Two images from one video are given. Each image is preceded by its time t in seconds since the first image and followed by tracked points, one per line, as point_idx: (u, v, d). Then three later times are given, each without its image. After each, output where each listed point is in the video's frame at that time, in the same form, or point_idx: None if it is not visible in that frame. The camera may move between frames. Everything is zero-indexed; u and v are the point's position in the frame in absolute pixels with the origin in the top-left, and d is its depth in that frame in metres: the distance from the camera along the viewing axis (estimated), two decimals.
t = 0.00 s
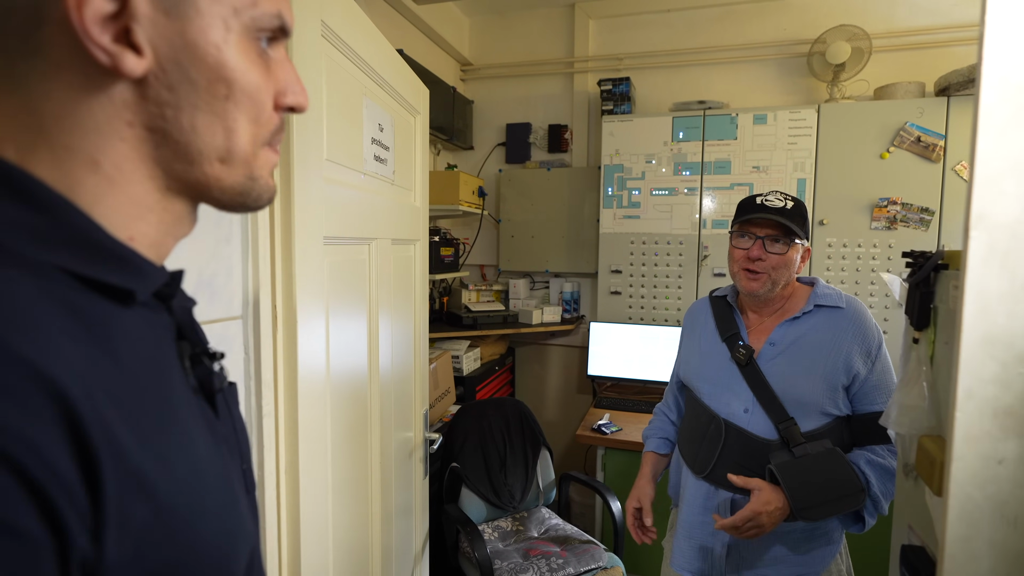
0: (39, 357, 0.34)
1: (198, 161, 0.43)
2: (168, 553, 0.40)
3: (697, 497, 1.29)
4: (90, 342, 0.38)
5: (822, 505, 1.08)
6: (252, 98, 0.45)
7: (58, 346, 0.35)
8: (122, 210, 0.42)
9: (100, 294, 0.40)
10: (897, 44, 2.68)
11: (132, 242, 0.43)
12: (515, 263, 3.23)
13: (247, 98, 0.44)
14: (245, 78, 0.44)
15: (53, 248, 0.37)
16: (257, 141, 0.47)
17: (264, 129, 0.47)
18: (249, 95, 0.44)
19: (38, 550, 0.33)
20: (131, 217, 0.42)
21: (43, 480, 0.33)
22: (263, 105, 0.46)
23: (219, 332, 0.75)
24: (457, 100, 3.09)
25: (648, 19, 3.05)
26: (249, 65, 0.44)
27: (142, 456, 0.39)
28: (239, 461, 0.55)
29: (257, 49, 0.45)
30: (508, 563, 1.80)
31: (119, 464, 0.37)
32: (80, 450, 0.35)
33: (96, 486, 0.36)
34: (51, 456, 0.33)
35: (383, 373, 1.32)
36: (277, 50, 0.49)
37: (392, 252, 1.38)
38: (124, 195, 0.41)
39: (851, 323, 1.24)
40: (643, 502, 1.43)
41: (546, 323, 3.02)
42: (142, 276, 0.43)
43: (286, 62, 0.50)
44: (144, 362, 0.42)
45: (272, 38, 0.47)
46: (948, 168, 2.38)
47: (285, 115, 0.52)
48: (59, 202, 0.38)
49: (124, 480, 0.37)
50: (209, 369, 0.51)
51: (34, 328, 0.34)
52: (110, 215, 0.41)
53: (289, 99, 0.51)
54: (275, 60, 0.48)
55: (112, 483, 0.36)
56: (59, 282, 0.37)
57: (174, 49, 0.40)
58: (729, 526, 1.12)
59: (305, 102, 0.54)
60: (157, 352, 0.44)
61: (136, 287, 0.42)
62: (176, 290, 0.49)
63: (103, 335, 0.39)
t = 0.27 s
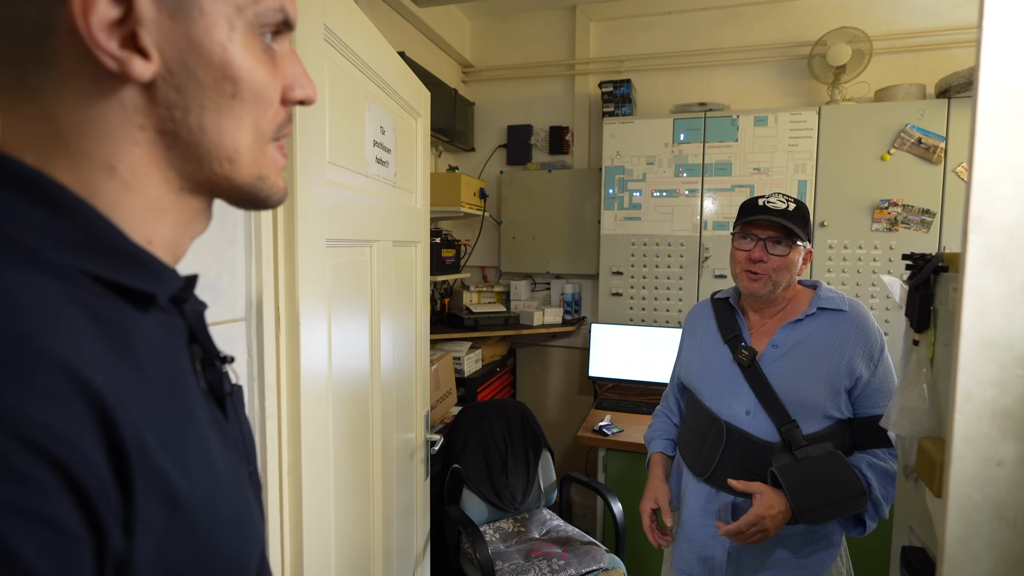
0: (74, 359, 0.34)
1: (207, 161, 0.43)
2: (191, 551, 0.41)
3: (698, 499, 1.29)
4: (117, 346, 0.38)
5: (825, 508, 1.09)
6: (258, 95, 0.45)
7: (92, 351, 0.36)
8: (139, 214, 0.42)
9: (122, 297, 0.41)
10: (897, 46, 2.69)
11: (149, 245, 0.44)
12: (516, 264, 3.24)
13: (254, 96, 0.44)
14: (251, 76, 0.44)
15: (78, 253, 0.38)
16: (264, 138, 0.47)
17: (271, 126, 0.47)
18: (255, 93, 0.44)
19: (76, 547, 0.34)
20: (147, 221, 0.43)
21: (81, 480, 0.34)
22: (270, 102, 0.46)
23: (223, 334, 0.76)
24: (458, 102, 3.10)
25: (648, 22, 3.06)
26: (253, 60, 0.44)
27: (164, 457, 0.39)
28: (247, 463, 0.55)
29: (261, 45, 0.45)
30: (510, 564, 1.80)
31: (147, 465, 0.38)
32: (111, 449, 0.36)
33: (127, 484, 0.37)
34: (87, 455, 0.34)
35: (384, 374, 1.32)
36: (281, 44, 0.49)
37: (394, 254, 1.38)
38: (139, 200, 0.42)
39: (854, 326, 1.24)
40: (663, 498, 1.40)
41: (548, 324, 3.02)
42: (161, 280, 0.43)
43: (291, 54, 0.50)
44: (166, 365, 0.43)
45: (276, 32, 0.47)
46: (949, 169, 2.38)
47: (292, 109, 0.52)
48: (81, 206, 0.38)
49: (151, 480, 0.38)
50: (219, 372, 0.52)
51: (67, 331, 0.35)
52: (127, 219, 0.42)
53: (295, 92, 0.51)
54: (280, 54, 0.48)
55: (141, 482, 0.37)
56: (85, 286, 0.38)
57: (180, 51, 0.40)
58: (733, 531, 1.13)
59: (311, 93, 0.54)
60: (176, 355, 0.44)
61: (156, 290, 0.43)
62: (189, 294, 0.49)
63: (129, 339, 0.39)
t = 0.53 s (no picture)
0: (64, 378, 0.33)
1: (202, 166, 0.42)
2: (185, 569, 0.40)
3: (700, 505, 1.28)
4: (110, 360, 0.37)
5: (831, 517, 1.08)
6: (257, 100, 0.44)
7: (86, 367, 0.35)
8: (133, 222, 0.41)
9: (116, 307, 0.40)
10: (901, 47, 2.68)
11: (144, 253, 0.43)
12: (518, 266, 3.23)
13: (253, 100, 0.44)
14: (250, 79, 0.43)
15: (71, 261, 0.37)
16: (260, 144, 0.46)
17: (270, 131, 0.46)
18: (254, 97, 0.43)
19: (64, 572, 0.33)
20: (142, 227, 0.42)
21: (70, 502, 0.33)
22: (270, 105, 0.45)
23: (223, 339, 0.75)
24: (460, 103, 3.09)
25: (651, 23, 3.05)
26: (254, 64, 0.43)
27: (158, 473, 0.38)
28: (247, 472, 0.55)
29: (261, 47, 0.44)
30: (511, 568, 1.79)
31: (139, 484, 0.37)
32: (101, 468, 0.35)
33: (116, 504, 0.36)
34: (76, 476, 0.33)
35: (386, 377, 1.32)
36: (284, 48, 0.48)
37: (396, 257, 1.38)
38: (133, 206, 0.41)
39: (859, 330, 1.23)
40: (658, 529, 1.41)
41: (549, 326, 3.01)
42: (157, 289, 0.42)
43: (294, 58, 0.50)
44: (162, 377, 0.42)
45: (279, 36, 0.47)
46: (953, 171, 2.37)
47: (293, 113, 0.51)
48: (75, 214, 0.37)
49: (141, 499, 0.37)
50: (217, 381, 0.50)
51: (59, 348, 0.34)
52: (120, 226, 0.41)
53: (297, 96, 0.50)
54: (283, 58, 0.47)
55: (131, 502, 0.36)
56: (77, 296, 0.37)
57: (178, 53, 0.39)
58: (734, 544, 1.14)
59: (312, 96, 0.53)
60: (172, 366, 0.43)
61: (151, 300, 0.42)
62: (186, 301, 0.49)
63: (124, 353, 0.38)
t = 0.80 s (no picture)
0: (33, 416, 0.32)
1: (186, 182, 0.41)
2: None
3: (705, 515, 1.27)
4: (86, 389, 0.36)
5: (836, 528, 1.08)
6: (245, 113, 0.42)
7: (60, 400, 0.33)
8: (114, 240, 0.40)
9: (94, 328, 0.38)
10: (906, 45, 2.65)
11: (127, 272, 0.41)
12: (519, 267, 3.22)
13: (240, 114, 0.42)
14: (237, 92, 0.41)
15: (46, 281, 0.35)
16: (248, 158, 0.44)
17: (258, 144, 0.45)
18: (241, 111, 0.42)
19: None
20: (124, 246, 0.40)
21: (35, 544, 0.32)
22: (258, 118, 0.44)
23: (215, 350, 0.74)
24: (461, 104, 3.08)
25: (652, 22, 3.03)
26: (241, 76, 0.42)
27: (137, 507, 0.37)
28: (236, 492, 0.53)
29: (249, 59, 0.43)
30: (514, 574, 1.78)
31: (114, 522, 0.35)
32: (72, 505, 0.34)
33: (88, 541, 0.34)
34: (43, 517, 0.32)
35: (384, 381, 1.30)
36: (275, 58, 0.46)
37: (394, 261, 1.36)
38: (115, 224, 0.39)
39: (864, 334, 1.21)
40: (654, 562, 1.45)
41: (552, 328, 2.99)
42: (140, 309, 0.41)
43: (285, 68, 0.48)
44: (142, 403, 0.40)
45: (270, 47, 0.45)
46: (959, 170, 2.34)
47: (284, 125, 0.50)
48: (51, 233, 0.36)
49: (117, 536, 0.35)
50: (204, 401, 0.48)
51: (29, 381, 0.32)
52: (102, 245, 0.39)
53: (287, 107, 0.48)
54: (273, 69, 0.46)
55: (104, 540, 0.35)
56: (52, 318, 0.35)
57: (161, 65, 0.37)
58: (737, 558, 1.14)
59: (303, 109, 0.52)
60: (154, 390, 0.42)
61: (132, 321, 0.40)
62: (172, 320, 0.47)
63: (101, 380, 0.37)
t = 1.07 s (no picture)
0: None
1: (165, 195, 0.39)
2: None
3: (710, 523, 1.25)
4: (50, 418, 0.34)
5: (844, 538, 1.06)
6: (225, 122, 0.41)
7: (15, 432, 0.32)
8: (90, 256, 0.39)
9: (68, 351, 0.37)
10: (914, 40, 2.61)
11: (104, 288, 0.40)
12: (522, 267, 3.20)
13: (219, 124, 0.41)
14: (215, 101, 0.40)
15: (15, 304, 0.34)
16: (230, 167, 0.43)
17: (242, 153, 0.43)
18: (220, 121, 0.41)
19: None
20: (101, 262, 0.39)
21: None
22: (239, 127, 0.42)
23: (207, 360, 0.73)
24: (463, 103, 3.06)
25: (656, 19, 3.00)
26: (220, 83, 0.40)
27: (104, 542, 0.36)
28: (222, 512, 0.52)
29: (229, 66, 0.41)
30: None
31: (79, 558, 0.34)
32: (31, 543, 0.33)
33: None
34: None
35: (384, 384, 1.29)
36: (257, 64, 0.45)
37: (394, 264, 1.35)
38: (91, 240, 0.38)
39: (870, 339, 1.18)
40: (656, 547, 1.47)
41: (555, 328, 2.97)
42: (117, 328, 0.39)
43: (269, 74, 0.47)
44: (116, 428, 0.38)
45: (251, 53, 0.44)
46: (968, 168, 2.30)
47: (269, 133, 0.48)
48: (19, 252, 0.34)
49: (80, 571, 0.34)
50: (186, 421, 0.47)
51: None
52: (76, 263, 0.38)
53: (273, 115, 0.47)
54: (256, 76, 0.45)
55: None
56: (20, 341, 0.34)
57: (133, 75, 0.36)
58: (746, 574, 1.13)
59: (290, 118, 0.50)
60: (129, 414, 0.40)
61: (108, 342, 0.39)
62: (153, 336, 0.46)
63: (70, 407, 0.35)
